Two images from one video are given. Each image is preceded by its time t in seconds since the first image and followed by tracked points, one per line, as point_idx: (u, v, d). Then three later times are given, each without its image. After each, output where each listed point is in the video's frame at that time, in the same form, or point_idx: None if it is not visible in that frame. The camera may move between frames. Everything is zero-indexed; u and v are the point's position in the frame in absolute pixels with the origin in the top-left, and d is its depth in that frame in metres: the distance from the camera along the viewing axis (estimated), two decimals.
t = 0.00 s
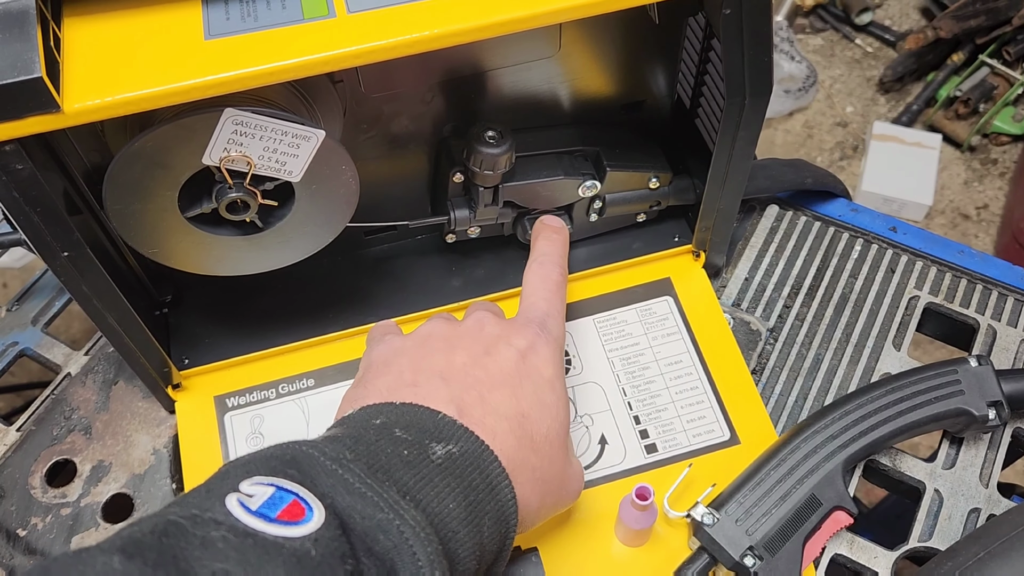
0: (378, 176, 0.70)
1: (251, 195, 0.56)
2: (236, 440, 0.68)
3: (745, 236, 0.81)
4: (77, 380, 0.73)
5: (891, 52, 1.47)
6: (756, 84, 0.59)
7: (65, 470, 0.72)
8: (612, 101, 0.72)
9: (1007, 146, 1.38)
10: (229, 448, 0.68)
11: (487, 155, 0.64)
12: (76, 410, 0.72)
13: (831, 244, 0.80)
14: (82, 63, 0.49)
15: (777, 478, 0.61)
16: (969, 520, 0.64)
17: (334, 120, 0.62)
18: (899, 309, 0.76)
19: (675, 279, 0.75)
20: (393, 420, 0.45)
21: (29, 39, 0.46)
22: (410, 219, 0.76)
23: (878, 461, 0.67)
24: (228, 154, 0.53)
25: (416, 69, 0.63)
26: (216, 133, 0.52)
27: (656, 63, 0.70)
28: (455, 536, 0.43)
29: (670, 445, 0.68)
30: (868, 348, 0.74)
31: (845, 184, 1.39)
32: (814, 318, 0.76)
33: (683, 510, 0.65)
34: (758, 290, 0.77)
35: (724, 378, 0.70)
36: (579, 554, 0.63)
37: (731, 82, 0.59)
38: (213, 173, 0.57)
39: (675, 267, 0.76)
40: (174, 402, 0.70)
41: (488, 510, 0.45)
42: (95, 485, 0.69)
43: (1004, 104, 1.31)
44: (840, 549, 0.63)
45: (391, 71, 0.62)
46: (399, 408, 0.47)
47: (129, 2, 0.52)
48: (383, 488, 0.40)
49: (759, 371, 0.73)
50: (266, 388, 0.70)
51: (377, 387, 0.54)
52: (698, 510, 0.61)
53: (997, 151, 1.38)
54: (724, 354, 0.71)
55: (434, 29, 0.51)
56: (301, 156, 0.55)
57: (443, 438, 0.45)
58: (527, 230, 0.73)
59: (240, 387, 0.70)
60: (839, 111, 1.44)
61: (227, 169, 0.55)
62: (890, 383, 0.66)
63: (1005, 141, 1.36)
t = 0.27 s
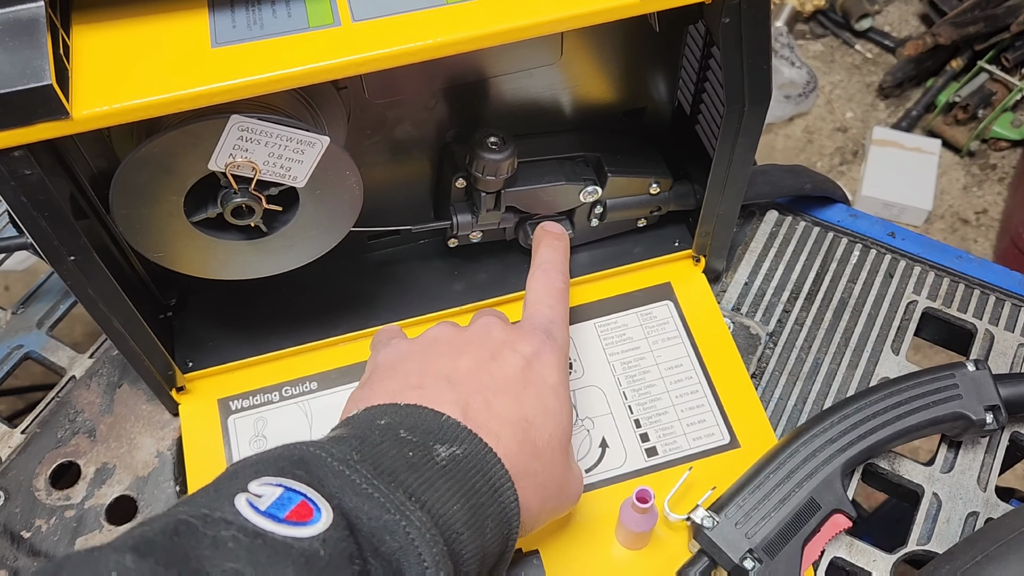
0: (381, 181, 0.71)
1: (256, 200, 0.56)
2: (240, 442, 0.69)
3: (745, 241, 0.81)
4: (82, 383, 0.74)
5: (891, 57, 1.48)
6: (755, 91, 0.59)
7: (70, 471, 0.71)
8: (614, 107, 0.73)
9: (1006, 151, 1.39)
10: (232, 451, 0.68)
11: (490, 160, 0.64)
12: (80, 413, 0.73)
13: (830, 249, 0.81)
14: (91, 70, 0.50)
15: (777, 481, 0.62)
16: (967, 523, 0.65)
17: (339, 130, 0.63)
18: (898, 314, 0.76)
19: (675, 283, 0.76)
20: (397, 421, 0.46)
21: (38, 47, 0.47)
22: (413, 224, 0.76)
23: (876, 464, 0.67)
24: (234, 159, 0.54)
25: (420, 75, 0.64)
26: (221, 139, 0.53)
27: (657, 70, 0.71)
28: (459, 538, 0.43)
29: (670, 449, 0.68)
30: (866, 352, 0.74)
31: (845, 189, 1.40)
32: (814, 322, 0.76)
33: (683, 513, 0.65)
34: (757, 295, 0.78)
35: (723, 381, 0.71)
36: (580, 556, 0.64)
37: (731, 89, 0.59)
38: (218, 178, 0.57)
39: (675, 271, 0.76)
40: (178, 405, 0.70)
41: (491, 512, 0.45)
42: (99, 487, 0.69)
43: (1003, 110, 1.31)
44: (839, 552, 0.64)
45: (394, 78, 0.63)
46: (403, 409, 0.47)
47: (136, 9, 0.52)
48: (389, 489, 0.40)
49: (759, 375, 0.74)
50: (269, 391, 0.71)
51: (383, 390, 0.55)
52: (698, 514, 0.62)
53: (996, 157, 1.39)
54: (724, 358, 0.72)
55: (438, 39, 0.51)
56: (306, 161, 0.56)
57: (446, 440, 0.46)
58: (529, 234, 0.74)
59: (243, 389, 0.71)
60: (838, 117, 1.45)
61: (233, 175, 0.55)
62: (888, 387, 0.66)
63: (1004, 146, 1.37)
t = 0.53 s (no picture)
0: (388, 186, 0.72)
1: (267, 203, 0.57)
2: (248, 443, 0.69)
3: (747, 246, 0.82)
4: (91, 384, 0.75)
5: (890, 66, 1.49)
6: (758, 98, 0.60)
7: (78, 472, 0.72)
8: (617, 113, 0.74)
9: (1004, 159, 1.40)
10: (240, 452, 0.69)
11: (496, 165, 0.65)
12: (89, 414, 0.73)
13: (830, 254, 0.82)
14: (107, 74, 0.51)
15: (779, 482, 0.63)
16: (967, 525, 0.66)
17: (347, 129, 0.64)
18: (898, 318, 0.77)
19: (678, 287, 0.77)
20: (398, 413, 0.47)
21: (57, 51, 0.48)
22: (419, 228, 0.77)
23: (877, 466, 0.68)
24: (246, 162, 0.55)
25: (427, 81, 0.65)
26: (234, 142, 0.54)
27: (660, 77, 0.72)
28: (464, 521, 0.44)
29: (673, 451, 0.69)
30: (866, 356, 0.75)
31: (845, 196, 1.41)
32: (815, 326, 0.77)
33: (687, 513, 0.66)
34: (759, 299, 0.79)
35: (726, 384, 0.72)
36: (584, 556, 0.64)
37: (735, 96, 0.60)
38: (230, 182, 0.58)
39: (678, 275, 0.77)
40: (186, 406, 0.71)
41: (494, 496, 0.47)
42: (108, 487, 0.70)
43: (1001, 118, 1.33)
44: (840, 553, 0.64)
45: (402, 84, 0.64)
46: (403, 402, 0.49)
47: (151, 15, 0.54)
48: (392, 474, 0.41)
49: (761, 379, 0.75)
50: (277, 393, 0.71)
51: (384, 386, 0.56)
52: (701, 515, 0.62)
53: (994, 165, 1.41)
54: (726, 361, 0.73)
55: (449, 45, 0.52)
56: (317, 165, 0.56)
57: (447, 428, 0.47)
58: (534, 239, 0.75)
59: (251, 391, 0.71)
60: (838, 125, 1.46)
61: (244, 178, 0.56)
62: (888, 390, 0.67)
63: (1002, 155, 1.38)
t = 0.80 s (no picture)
0: (397, 191, 0.73)
1: (281, 206, 0.58)
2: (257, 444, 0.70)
3: (749, 252, 0.83)
4: (103, 385, 0.76)
5: (889, 78, 1.51)
6: (760, 105, 0.62)
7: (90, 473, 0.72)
8: (622, 120, 0.75)
9: (1003, 170, 1.42)
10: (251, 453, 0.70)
11: (504, 171, 0.67)
12: (101, 414, 0.74)
13: (831, 260, 0.83)
14: (126, 78, 0.52)
15: (780, 483, 0.64)
16: (966, 527, 0.67)
17: (359, 134, 0.65)
18: (898, 323, 0.78)
19: (681, 292, 0.78)
20: (399, 408, 0.48)
21: (79, 56, 0.49)
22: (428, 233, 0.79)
23: (877, 469, 0.69)
24: (261, 166, 0.56)
25: (437, 89, 0.66)
26: (250, 146, 0.55)
27: (664, 85, 0.73)
28: (464, 512, 0.45)
29: (677, 453, 0.70)
30: (867, 361, 0.76)
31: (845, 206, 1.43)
32: (816, 331, 0.78)
33: (690, 514, 0.67)
34: (761, 304, 0.80)
35: (728, 387, 0.73)
36: (589, 556, 0.65)
37: (738, 103, 0.62)
38: (244, 185, 0.60)
39: (681, 281, 0.78)
40: (196, 407, 0.72)
41: (494, 489, 0.48)
42: (119, 487, 0.71)
43: (1000, 130, 1.34)
44: (841, 554, 0.65)
45: (413, 91, 0.65)
46: (404, 397, 0.50)
47: (168, 22, 0.55)
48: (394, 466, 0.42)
49: (763, 383, 0.76)
50: (286, 394, 0.73)
51: (384, 384, 0.57)
52: (705, 515, 0.63)
53: (993, 176, 1.42)
54: (728, 365, 0.74)
55: (460, 52, 0.53)
56: (329, 169, 0.58)
57: (447, 423, 0.48)
58: (539, 243, 0.76)
59: (261, 393, 0.73)
60: (837, 136, 1.48)
61: (259, 181, 0.57)
62: (889, 393, 0.68)
63: (1001, 166, 1.40)
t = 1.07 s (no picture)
0: (410, 199, 0.75)
1: (299, 213, 0.60)
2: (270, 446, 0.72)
3: (754, 263, 0.85)
4: (117, 387, 0.77)
5: (891, 93, 1.53)
6: (768, 120, 0.63)
7: (104, 471, 0.74)
8: (631, 133, 0.77)
9: (1004, 186, 1.43)
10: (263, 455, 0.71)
11: (516, 180, 0.68)
12: (115, 416, 0.76)
13: (835, 271, 0.85)
14: (154, 88, 0.54)
15: (785, 490, 0.65)
16: (967, 535, 0.68)
17: (375, 144, 0.67)
18: (900, 335, 0.80)
19: (687, 302, 0.79)
20: (407, 411, 0.49)
21: (110, 66, 0.51)
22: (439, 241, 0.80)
23: (880, 477, 0.70)
24: (281, 174, 0.58)
25: (451, 100, 0.68)
26: (271, 154, 0.56)
27: (673, 99, 0.75)
28: (474, 511, 0.46)
29: (683, 459, 0.71)
30: (870, 371, 0.77)
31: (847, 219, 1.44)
32: (820, 341, 0.80)
33: (696, 519, 0.68)
34: (766, 314, 0.81)
35: (734, 395, 0.74)
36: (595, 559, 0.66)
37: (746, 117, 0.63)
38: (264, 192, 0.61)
39: (687, 290, 0.80)
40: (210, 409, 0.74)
41: (503, 488, 0.49)
42: (133, 487, 0.72)
43: (1001, 146, 1.36)
44: (845, 562, 0.65)
45: (428, 102, 0.67)
46: (411, 400, 0.51)
47: (196, 31, 0.57)
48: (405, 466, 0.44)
49: (767, 391, 0.77)
50: (298, 397, 0.74)
51: (392, 388, 0.58)
52: (710, 520, 0.65)
53: (995, 191, 1.44)
54: (734, 373, 0.75)
55: (476, 66, 0.55)
56: (348, 178, 0.59)
57: (456, 423, 0.49)
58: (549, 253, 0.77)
59: (274, 395, 0.74)
60: (840, 150, 1.49)
61: (279, 189, 0.59)
62: (892, 402, 0.70)
63: (1002, 181, 1.41)
